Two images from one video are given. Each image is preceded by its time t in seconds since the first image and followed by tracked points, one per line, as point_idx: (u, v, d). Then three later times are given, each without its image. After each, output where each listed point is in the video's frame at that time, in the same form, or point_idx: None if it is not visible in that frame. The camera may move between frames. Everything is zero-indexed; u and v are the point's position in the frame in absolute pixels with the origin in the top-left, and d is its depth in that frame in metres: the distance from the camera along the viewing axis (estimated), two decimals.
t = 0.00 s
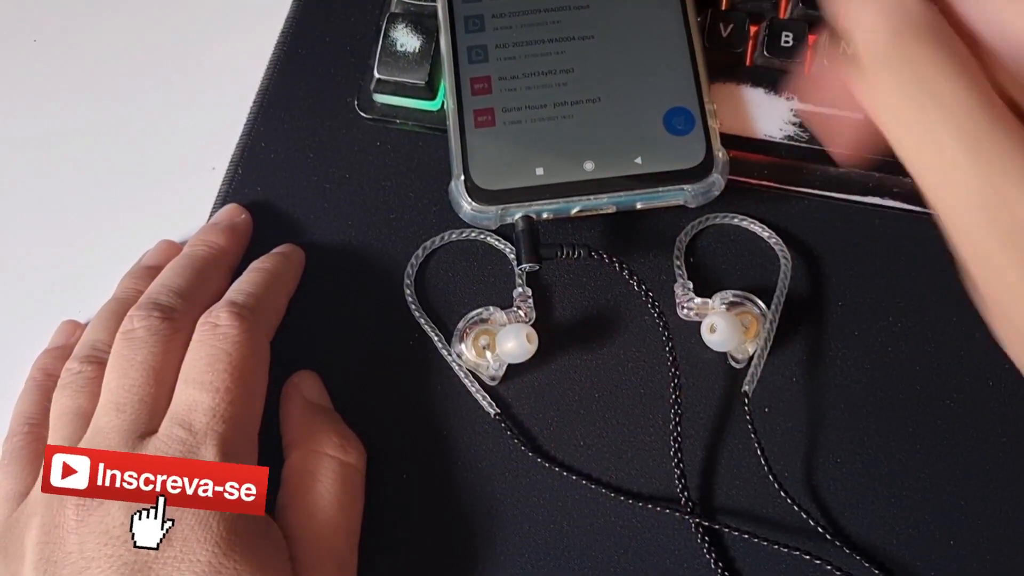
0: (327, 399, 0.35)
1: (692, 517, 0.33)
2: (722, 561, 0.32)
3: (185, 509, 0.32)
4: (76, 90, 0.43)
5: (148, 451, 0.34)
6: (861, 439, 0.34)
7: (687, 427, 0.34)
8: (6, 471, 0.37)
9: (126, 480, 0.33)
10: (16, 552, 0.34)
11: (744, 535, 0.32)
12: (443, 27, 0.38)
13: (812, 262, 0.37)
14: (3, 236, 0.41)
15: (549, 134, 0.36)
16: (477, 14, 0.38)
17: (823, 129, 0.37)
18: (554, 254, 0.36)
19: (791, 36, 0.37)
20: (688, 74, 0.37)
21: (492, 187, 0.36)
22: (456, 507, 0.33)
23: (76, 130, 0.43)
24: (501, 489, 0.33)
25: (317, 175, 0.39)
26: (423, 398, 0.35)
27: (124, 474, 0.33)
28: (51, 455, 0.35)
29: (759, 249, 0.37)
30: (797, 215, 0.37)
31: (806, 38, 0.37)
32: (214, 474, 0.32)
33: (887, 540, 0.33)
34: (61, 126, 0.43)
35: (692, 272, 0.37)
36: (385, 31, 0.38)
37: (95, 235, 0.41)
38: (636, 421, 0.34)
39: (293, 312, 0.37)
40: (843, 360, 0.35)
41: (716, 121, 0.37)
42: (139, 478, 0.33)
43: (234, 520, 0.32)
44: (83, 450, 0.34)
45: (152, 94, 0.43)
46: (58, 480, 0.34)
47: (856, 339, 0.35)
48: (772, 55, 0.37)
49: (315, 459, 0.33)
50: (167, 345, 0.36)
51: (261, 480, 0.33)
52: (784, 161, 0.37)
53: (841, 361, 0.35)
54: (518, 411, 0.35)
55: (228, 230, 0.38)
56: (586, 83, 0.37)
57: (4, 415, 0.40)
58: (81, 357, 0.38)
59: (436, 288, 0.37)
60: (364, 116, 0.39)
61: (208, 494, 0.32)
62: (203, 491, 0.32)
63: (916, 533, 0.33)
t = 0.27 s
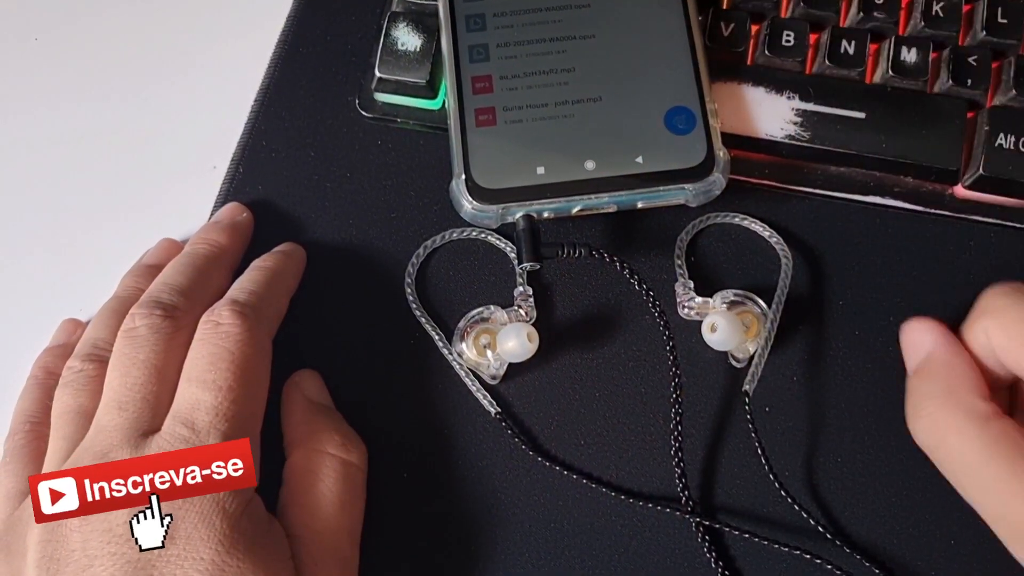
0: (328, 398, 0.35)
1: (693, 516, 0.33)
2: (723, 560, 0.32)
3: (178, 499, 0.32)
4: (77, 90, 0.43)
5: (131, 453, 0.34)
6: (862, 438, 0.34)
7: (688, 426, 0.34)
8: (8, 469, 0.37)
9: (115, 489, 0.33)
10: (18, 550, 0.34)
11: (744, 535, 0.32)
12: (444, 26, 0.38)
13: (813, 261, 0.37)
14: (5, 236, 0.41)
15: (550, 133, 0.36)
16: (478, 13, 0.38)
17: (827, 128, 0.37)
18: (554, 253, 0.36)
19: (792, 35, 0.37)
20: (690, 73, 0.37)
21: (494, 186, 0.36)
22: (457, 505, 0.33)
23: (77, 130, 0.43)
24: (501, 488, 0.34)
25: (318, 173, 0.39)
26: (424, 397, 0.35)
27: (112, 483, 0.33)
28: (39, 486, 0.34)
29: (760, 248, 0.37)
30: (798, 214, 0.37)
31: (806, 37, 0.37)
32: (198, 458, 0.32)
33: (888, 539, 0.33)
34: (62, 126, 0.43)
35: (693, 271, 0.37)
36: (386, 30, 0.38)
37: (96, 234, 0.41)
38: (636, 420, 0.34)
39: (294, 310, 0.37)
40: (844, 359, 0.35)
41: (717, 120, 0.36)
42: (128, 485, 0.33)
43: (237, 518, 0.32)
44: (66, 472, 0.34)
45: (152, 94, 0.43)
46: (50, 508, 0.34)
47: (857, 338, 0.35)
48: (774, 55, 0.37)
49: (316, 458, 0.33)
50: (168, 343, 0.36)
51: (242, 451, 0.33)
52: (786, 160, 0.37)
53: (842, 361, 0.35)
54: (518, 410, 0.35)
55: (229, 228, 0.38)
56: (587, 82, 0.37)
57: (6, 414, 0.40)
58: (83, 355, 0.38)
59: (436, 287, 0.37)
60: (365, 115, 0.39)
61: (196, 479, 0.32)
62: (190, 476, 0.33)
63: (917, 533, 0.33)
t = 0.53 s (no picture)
0: (328, 399, 0.35)
1: (693, 517, 0.33)
2: (722, 560, 0.33)
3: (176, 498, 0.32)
4: (76, 91, 0.43)
5: (130, 454, 0.34)
6: (861, 438, 0.34)
7: (687, 426, 0.34)
8: (9, 471, 0.37)
9: (112, 491, 0.33)
10: (20, 551, 0.34)
11: (744, 535, 0.33)
12: (443, 27, 0.38)
13: (812, 261, 0.37)
14: (5, 237, 0.41)
15: (549, 134, 0.36)
16: (477, 14, 0.38)
17: (826, 128, 0.37)
18: (554, 254, 0.36)
19: (790, 35, 0.37)
20: (689, 73, 0.37)
21: (494, 187, 0.36)
22: (457, 506, 0.33)
23: (77, 131, 0.43)
24: (501, 489, 0.34)
25: (317, 174, 0.39)
26: (424, 398, 0.35)
27: (108, 486, 0.33)
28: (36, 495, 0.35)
29: (759, 248, 0.37)
30: (798, 214, 0.37)
31: (805, 37, 0.37)
32: (192, 454, 0.33)
33: (888, 539, 0.33)
34: (61, 127, 0.43)
35: (692, 271, 0.37)
36: (385, 31, 0.38)
37: (96, 235, 0.41)
38: (636, 421, 0.34)
39: (294, 311, 0.37)
40: (843, 359, 0.35)
41: (716, 121, 0.37)
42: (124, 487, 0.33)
43: (239, 519, 0.32)
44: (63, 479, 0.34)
45: (152, 95, 0.43)
46: (48, 516, 0.34)
47: (856, 338, 0.35)
48: (772, 55, 0.37)
49: (317, 459, 0.33)
50: (169, 344, 0.36)
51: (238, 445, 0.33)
52: (785, 160, 0.37)
53: (841, 361, 0.35)
54: (518, 411, 0.35)
55: (229, 229, 0.38)
56: (587, 82, 0.37)
57: (7, 415, 0.40)
58: (83, 357, 0.38)
59: (436, 287, 0.37)
60: (364, 116, 0.39)
61: (193, 475, 0.33)
62: (187, 473, 0.33)
63: (916, 533, 0.33)
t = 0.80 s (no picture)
0: (328, 402, 0.35)
1: (694, 518, 0.33)
2: (722, 561, 0.33)
3: (178, 500, 0.32)
4: (75, 95, 0.43)
5: (134, 456, 0.34)
6: (861, 439, 0.34)
7: (687, 427, 0.34)
8: (10, 474, 0.37)
9: (115, 489, 0.33)
10: (21, 555, 0.34)
11: (744, 536, 0.33)
12: (442, 29, 0.38)
13: (811, 262, 0.37)
14: (5, 239, 0.41)
15: (549, 135, 0.36)
16: (476, 16, 0.38)
17: (824, 129, 0.37)
18: (554, 255, 0.36)
19: (789, 36, 0.37)
20: (688, 75, 0.37)
21: (493, 189, 0.36)
22: (458, 508, 0.33)
23: (77, 135, 0.43)
24: (501, 490, 0.34)
25: (317, 177, 0.39)
26: (424, 400, 0.35)
27: (112, 482, 0.33)
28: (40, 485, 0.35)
29: (759, 249, 0.37)
30: (797, 215, 0.37)
31: (804, 38, 0.37)
32: (198, 458, 0.33)
33: (888, 539, 0.33)
34: (61, 131, 0.43)
35: (691, 272, 0.37)
36: (384, 33, 0.38)
37: (96, 239, 0.41)
38: (636, 422, 0.35)
39: (294, 314, 0.37)
40: (843, 360, 0.35)
41: (715, 122, 0.37)
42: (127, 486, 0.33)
43: (242, 522, 0.32)
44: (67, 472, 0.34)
45: (151, 98, 0.43)
46: (49, 507, 0.34)
47: (855, 339, 0.36)
48: (771, 56, 0.37)
49: (318, 462, 0.33)
50: (170, 347, 0.36)
51: (245, 453, 0.33)
52: (784, 161, 0.37)
53: (840, 362, 0.35)
54: (518, 413, 0.35)
55: (230, 232, 0.38)
56: (586, 84, 0.37)
57: (8, 418, 0.40)
58: (84, 360, 0.38)
59: (436, 289, 0.37)
60: (364, 118, 0.39)
61: (198, 479, 0.33)
62: (192, 477, 0.33)
63: (916, 534, 0.33)
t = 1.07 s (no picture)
0: (329, 404, 0.35)
1: (694, 519, 0.33)
2: (722, 562, 0.33)
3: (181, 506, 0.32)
4: (75, 97, 0.43)
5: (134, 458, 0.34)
6: (861, 439, 0.34)
7: (687, 428, 0.34)
8: (10, 476, 0.37)
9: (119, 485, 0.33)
10: (21, 557, 0.34)
11: (744, 537, 0.33)
12: (441, 30, 0.38)
13: (811, 263, 0.37)
14: (4, 241, 0.41)
15: (548, 136, 0.36)
16: (475, 17, 0.38)
17: (823, 130, 0.37)
18: (553, 257, 0.36)
19: (788, 37, 0.37)
20: (688, 76, 0.37)
21: (493, 190, 0.36)
22: (458, 510, 0.33)
23: (75, 136, 0.43)
24: (502, 492, 0.34)
25: (316, 178, 0.39)
26: (424, 401, 0.35)
27: (124, 472, 0.34)
28: (56, 454, 0.35)
29: (758, 250, 0.37)
30: (796, 216, 0.37)
31: (803, 39, 0.37)
32: (214, 475, 0.32)
33: (888, 540, 0.33)
34: (60, 133, 0.43)
35: (691, 273, 0.37)
36: (384, 34, 0.38)
37: (95, 240, 0.41)
38: (636, 423, 0.35)
39: (294, 315, 0.37)
40: (842, 361, 0.35)
41: (715, 123, 0.37)
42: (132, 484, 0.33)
43: (242, 525, 0.32)
44: (86, 450, 0.34)
45: (151, 100, 0.43)
46: (60, 479, 0.35)
47: (855, 339, 0.36)
48: (771, 57, 0.37)
49: (318, 463, 0.33)
50: (170, 349, 0.36)
51: (261, 480, 0.33)
52: (783, 162, 0.37)
53: (840, 362, 0.35)
54: (518, 414, 0.35)
55: (229, 233, 0.38)
56: (585, 85, 0.37)
57: (8, 420, 0.40)
58: (84, 361, 0.38)
59: (436, 290, 0.37)
60: (363, 119, 0.39)
61: (208, 493, 0.32)
62: (203, 490, 0.32)
63: (915, 534, 0.33)
